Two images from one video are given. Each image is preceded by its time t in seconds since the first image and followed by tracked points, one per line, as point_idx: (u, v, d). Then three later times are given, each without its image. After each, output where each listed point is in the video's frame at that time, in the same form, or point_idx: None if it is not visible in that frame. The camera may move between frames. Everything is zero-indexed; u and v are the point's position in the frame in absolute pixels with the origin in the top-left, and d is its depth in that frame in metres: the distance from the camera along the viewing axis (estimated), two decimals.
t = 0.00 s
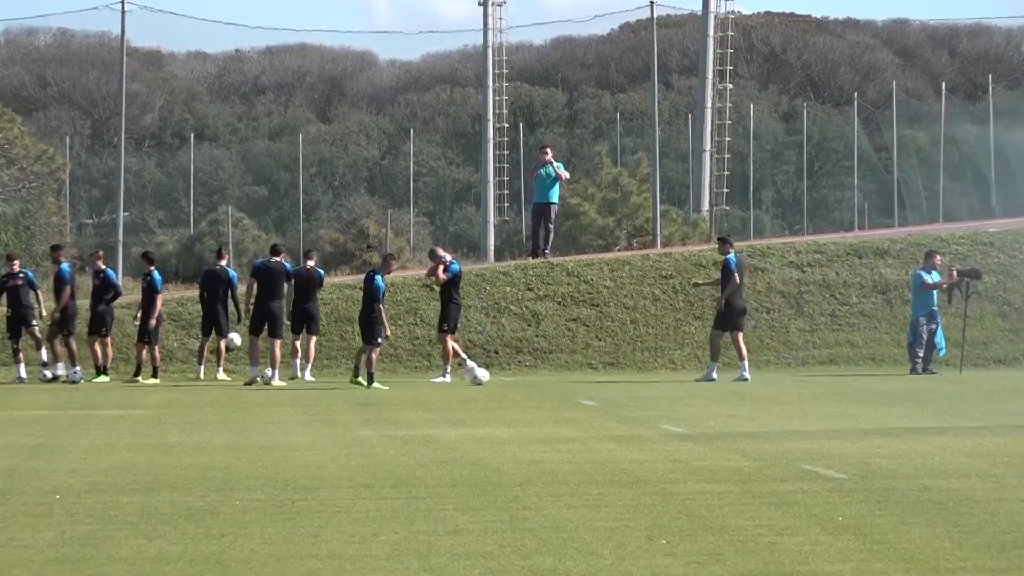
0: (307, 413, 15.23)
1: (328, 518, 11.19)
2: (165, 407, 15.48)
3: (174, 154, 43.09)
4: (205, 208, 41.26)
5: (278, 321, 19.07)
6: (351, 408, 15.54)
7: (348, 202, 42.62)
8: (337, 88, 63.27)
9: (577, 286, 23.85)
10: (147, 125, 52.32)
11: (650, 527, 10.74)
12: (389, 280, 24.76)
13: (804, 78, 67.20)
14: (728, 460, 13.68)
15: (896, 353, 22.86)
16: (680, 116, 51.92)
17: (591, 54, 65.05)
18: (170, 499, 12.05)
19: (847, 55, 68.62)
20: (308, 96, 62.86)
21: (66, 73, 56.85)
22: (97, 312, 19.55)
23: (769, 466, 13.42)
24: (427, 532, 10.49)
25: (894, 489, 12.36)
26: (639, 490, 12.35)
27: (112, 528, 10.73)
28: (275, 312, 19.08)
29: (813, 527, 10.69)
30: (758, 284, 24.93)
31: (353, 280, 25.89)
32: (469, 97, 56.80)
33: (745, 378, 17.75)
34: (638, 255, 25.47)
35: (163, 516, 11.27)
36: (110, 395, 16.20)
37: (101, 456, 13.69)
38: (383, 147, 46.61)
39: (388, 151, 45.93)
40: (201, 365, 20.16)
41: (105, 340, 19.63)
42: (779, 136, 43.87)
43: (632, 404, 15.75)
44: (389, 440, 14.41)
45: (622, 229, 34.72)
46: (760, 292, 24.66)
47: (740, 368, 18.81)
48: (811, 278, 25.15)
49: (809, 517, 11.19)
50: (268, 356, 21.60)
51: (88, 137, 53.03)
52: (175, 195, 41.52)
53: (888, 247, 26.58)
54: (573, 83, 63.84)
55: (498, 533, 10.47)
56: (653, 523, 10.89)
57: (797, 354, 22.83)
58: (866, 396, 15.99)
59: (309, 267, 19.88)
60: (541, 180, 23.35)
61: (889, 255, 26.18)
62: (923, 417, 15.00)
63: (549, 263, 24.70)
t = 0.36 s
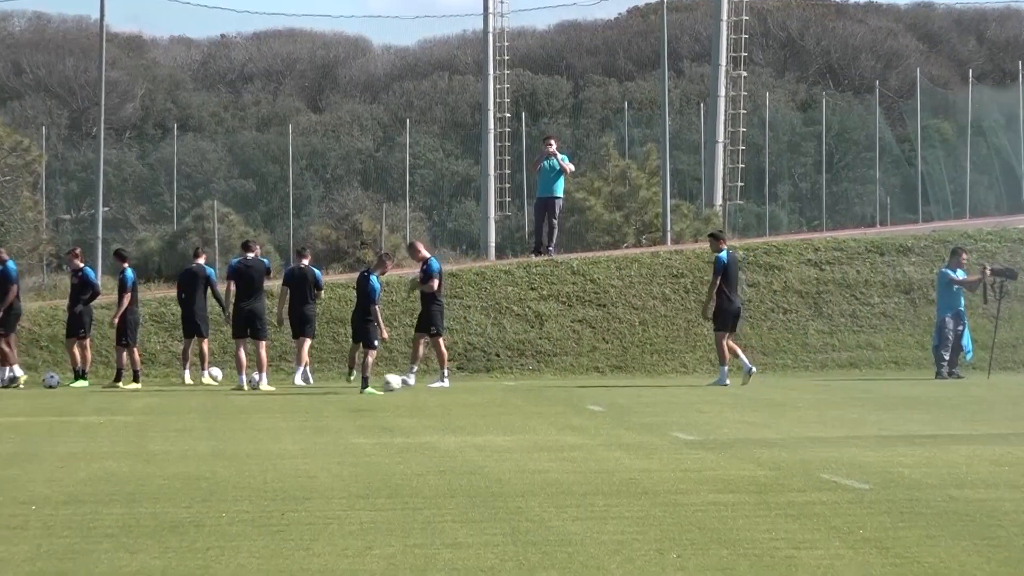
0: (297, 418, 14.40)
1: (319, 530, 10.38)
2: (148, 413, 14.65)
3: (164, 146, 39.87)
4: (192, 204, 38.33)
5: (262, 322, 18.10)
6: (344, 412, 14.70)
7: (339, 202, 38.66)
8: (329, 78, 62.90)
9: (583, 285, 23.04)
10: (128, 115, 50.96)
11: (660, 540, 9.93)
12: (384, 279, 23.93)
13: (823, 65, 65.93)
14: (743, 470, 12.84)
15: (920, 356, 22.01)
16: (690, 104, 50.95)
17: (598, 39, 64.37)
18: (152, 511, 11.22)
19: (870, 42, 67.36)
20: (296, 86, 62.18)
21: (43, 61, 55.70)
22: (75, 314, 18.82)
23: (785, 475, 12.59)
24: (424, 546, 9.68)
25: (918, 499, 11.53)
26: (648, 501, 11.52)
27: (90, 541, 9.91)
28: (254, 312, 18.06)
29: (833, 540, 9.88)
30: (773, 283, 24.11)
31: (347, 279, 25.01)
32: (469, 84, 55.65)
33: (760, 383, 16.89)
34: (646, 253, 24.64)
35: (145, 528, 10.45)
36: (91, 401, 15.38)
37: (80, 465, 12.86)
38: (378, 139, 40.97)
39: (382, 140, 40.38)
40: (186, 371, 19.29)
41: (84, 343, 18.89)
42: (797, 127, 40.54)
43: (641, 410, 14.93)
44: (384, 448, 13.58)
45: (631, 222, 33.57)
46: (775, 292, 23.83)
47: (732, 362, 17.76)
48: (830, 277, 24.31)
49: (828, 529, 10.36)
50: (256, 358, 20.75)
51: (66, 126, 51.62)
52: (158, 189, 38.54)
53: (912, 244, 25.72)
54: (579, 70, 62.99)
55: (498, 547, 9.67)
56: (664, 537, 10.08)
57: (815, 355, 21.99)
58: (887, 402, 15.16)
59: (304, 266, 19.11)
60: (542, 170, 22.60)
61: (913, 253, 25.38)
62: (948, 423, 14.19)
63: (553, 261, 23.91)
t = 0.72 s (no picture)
0: (283, 425, 13.60)
1: (308, 545, 9.58)
2: (125, 422, 13.84)
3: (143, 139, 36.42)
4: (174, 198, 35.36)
5: (242, 324, 16.90)
6: (334, 420, 13.90)
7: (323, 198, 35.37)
8: (317, 66, 61.54)
9: (587, 285, 22.25)
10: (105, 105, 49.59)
11: (670, 556, 9.13)
12: (376, 280, 23.09)
13: (841, 53, 64.84)
14: (756, 481, 12.02)
15: (944, 361, 21.19)
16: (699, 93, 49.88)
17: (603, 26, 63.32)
18: (131, 524, 10.40)
19: (890, 28, 66.28)
20: (284, 73, 60.37)
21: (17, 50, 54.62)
22: (50, 315, 18.10)
23: (802, 486, 11.79)
24: (417, 562, 8.89)
25: (943, 512, 10.70)
26: (656, 514, 10.71)
27: (65, 556, 9.13)
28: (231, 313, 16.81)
29: (853, 556, 9.08)
30: (789, 284, 23.30)
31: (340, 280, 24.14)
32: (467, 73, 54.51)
33: (772, 390, 16.09)
34: (653, 251, 23.85)
35: (122, 543, 9.65)
36: (66, 409, 14.56)
37: (53, 477, 12.03)
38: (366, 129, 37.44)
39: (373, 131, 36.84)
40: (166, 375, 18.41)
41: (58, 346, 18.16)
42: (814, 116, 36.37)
43: (648, 417, 14.09)
44: (376, 458, 12.78)
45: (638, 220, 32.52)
46: (790, 293, 23.01)
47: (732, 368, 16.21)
48: (850, 277, 23.50)
49: (847, 544, 9.57)
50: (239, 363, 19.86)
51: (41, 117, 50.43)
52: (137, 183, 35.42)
53: (935, 242, 24.95)
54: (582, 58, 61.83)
55: (496, 564, 8.87)
56: (673, 552, 9.27)
57: (832, 360, 21.19)
58: (908, 410, 14.37)
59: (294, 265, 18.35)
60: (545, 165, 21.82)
61: (936, 251, 24.61)
62: (975, 432, 13.38)
63: (555, 259, 23.12)
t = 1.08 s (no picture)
0: (270, 432, 12.79)
1: (295, 562, 8.76)
2: (101, 430, 13.01)
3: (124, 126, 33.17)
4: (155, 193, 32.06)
5: (223, 327, 15.82)
6: (325, 426, 13.08)
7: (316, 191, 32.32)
8: (306, 49, 59.89)
9: (593, 284, 21.49)
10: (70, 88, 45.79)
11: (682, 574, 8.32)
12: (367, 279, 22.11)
13: (863, 39, 63.26)
14: (772, 491, 11.19)
15: (973, 363, 20.35)
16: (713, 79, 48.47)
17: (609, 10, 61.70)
18: (107, 538, 9.58)
19: (916, 10, 64.59)
20: (270, 59, 58.86)
21: None
22: (20, 319, 17.44)
23: (821, 497, 10.96)
24: None
25: (973, 525, 9.87)
26: (666, 528, 9.88)
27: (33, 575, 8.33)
28: (214, 313, 15.71)
29: None
30: (807, 282, 22.46)
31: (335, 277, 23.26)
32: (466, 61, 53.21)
33: (790, 394, 15.26)
34: (661, 248, 23.07)
35: (95, 560, 8.81)
36: (39, 417, 13.73)
37: (23, 489, 11.17)
38: (360, 115, 33.52)
39: (364, 118, 33.19)
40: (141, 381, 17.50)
41: (29, 351, 17.49)
42: (836, 105, 34.46)
43: (657, 424, 13.23)
44: (368, 468, 11.95)
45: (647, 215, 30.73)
46: (808, 292, 22.15)
47: (740, 371, 15.24)
48: (872, 275, 22.72)
49: (869, 560, 8.78)
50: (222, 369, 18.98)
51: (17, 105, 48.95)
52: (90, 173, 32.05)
53: (965, 237, 24.43)
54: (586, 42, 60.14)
55: None
56: (684, 569, 8.47)
57: (855, 362, 20.33)
58: (935, 417, 13.55)
59: (288, 262, 17.35)
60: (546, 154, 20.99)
61: (966, 248, 23.98)
62: (1005, 440, 12.56)
63: (559, 256, 22.34)
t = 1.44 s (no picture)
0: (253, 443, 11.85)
1: None
2: (71, 442, 12.08)
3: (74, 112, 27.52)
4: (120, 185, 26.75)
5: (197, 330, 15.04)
6: (310, 436, 12.12)
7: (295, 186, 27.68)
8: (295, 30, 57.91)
9: (600, 284, 20.08)
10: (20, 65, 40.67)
11: None
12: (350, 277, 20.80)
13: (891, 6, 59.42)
14: (792, 507, 10.24)
15: (1010, 369, 19.14)
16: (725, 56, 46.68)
17: None
18: (77, 558, 8.63)
19: None
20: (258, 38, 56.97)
21: None
22: None
23: (845, 512, 10.02)
24: None
25: (1015, 543, 8.94)
26: (680, 547, 8.94)
27: None
28: (190, 315, 14.95)
29: None
30: (829, 282, 21.17)
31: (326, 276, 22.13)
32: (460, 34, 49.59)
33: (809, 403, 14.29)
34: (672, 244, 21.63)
35: None
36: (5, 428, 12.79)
37: None
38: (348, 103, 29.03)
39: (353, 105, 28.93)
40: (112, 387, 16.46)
41: None
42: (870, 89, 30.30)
43: (667, 434, 12.26)
44: (356, 480, 11.00)
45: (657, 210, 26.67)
46: (831, 292, 20.92)
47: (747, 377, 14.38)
48: (900, 274, 21.42)
49: None
50: (201, 373, 17.85)
51: None
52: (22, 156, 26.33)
53: (1001, 234, 22.97)
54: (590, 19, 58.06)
55: None
56: None
57: (882, 370, 19.08)
58: (965, 428, 12.59)
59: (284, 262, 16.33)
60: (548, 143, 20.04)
61: (1000, 244, 22.56)
62: None
63: (564, 254, 20.92)
